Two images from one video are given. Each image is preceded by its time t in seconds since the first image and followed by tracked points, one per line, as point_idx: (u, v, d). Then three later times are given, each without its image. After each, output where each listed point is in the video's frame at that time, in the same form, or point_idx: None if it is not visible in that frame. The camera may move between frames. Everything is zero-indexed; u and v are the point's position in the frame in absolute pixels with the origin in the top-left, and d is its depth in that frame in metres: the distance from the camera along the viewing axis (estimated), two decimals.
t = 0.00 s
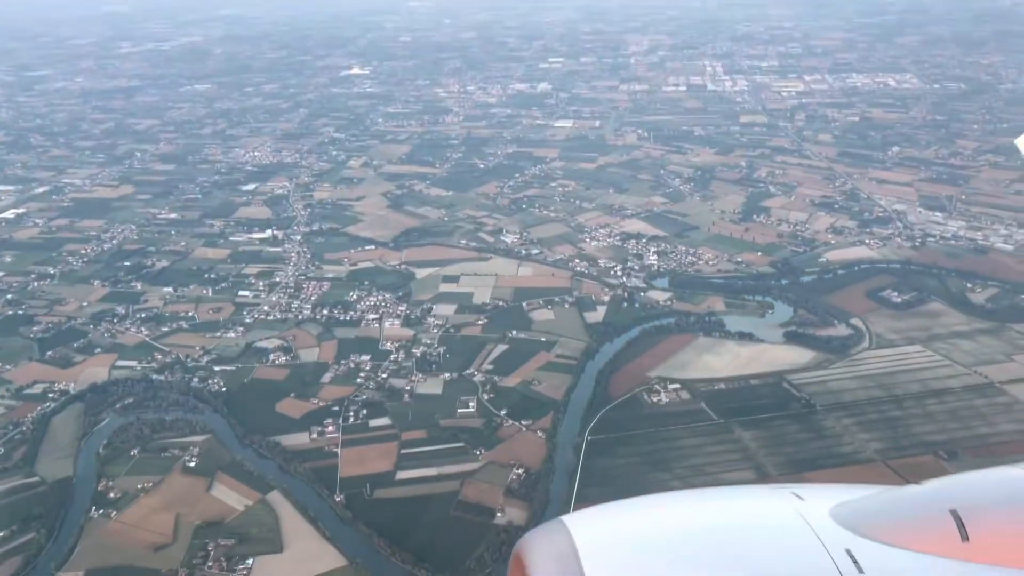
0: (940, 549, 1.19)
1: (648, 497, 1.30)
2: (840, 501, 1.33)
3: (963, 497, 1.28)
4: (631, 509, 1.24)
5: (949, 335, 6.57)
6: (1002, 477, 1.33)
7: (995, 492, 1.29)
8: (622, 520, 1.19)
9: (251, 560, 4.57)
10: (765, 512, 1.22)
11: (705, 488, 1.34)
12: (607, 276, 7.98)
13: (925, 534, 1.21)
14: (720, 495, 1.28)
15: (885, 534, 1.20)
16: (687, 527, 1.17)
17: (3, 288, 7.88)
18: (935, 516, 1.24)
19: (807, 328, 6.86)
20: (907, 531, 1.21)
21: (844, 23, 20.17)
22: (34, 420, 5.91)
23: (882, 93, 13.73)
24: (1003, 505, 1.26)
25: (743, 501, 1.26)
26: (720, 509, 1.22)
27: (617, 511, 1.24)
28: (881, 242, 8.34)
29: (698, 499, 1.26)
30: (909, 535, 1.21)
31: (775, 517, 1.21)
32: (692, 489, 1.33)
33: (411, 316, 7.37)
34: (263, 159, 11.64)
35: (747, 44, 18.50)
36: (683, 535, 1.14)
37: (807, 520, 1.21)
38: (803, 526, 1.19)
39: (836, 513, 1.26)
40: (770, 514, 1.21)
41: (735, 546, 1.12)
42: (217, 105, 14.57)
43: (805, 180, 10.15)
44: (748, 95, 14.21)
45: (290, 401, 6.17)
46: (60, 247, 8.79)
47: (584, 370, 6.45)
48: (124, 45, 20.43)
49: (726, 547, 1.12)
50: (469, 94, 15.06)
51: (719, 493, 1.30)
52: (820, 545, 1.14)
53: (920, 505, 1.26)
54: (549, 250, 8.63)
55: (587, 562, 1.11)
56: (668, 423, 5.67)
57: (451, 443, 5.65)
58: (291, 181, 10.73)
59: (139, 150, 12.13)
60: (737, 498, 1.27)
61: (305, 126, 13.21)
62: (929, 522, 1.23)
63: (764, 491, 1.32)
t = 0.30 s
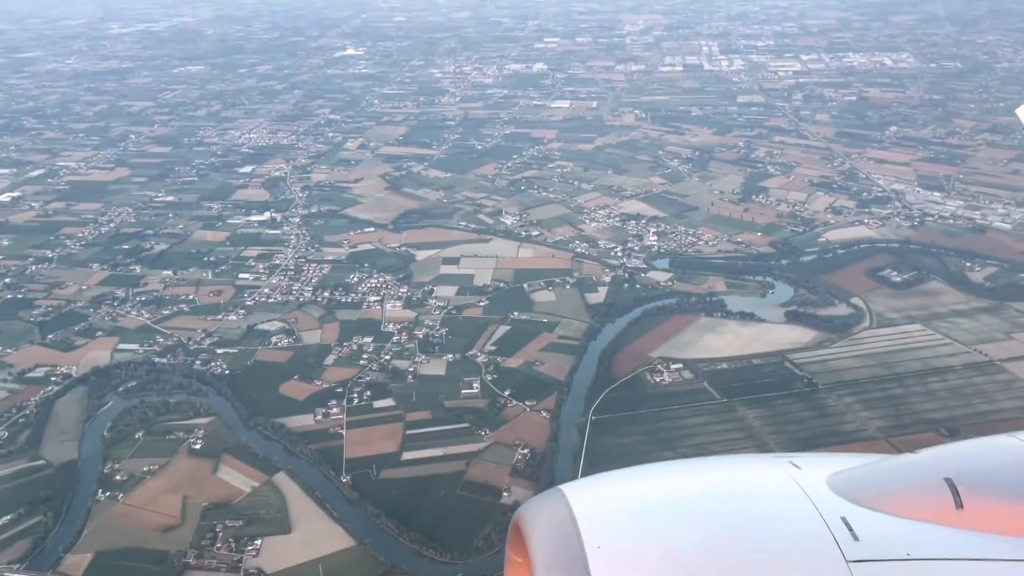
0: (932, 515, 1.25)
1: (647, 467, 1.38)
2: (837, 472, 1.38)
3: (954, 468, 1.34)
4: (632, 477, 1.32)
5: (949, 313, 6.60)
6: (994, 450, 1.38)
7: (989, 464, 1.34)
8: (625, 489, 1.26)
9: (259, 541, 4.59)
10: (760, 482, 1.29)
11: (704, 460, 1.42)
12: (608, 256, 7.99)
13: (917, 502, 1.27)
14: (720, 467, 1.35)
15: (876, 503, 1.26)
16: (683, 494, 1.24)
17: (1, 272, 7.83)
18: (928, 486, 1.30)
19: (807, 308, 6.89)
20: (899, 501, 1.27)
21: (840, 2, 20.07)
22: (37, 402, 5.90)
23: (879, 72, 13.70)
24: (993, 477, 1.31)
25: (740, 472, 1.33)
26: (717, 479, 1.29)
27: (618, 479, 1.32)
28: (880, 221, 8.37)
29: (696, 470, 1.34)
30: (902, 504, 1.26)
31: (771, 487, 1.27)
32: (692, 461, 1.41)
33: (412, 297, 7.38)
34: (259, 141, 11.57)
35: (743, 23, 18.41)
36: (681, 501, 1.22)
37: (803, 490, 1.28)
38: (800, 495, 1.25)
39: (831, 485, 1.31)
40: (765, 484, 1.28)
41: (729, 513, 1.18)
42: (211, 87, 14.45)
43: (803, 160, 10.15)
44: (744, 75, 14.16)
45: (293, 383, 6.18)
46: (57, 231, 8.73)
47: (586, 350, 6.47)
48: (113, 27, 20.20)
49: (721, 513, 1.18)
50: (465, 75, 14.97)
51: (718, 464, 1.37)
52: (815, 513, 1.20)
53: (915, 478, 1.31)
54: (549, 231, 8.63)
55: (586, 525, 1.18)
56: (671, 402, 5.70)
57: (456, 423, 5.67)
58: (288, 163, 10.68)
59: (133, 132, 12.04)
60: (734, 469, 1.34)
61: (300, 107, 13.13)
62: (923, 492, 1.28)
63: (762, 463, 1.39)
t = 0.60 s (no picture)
0: (930, 495, 1.25)
1: (648, 450, 1.42)
2: (838, 454, 1.40)
3: (956, 449, 1.34)
4: (633, 460, 1.36)
5: (952, 304, 6.63)
6: (998, 428, 1.37)
7: (993, 443, 1.34)
8: (625, 473, 1.30)
9: (269, 535, 4.59)
10: (758, 464, 1.31)
11: (706, 444, 1.45)
12: (611, 249, 8.00)
13: (915, 484, 1.28)
14: (719, 451, 1.38)
15: (873, 486, 1.27)
16: (680, 476, 1.27)
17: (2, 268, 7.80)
18: (928, 467, 1.30)
19: (811, 300, 6.91)
20: (897, 483, 1.28)
21: None
22: (43, 399, 5.89)
23: (877, 63, 13.71)
24: (996, 459, 1.31)
25: (739, 455, 1.36)
26: (715, 463, 1.32)
27: (618, 462, 1.36)
28: (881, 213, 8.39)
29: (695, 453, 1.37)
30: (901, 486, 1.27)
31: (769, 469, 1.30)
32: (693, 445, 1.44)
33: (416, 291, 7.37)
34: (258, 135, 11.54)
35: (740, 15, 18.40)
36: (679, 483, 1.25)
37: (803, 472, 1.30)
38: (798, 477, 1.27)
39: (832, 467, 1.33)
40: (763, 467, 1.30)
41: (725, 494, 1.21)
42: (208, 82, 14.40)
43: (803, 152, 10.16)
44: (743, 67, 14.16)
45: (300, 378, 6.18)
46: (57, 227, 8.70)
47: (591, 343, 6.48)
48: (108, 22, 20.10)
49: (716, 495, 1.21)
50: (463, 68, 14.93)
51: (719, 448, 1.41)
52: (812, 493, 1.21)
53: (913, 460, 1.32)
54: (551, 224, 8.63)
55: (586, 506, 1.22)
56: (677, 394, 5.71)
57: (463, 416, 5.68)
58: (288, 158, 10.65)
59: (131, 127, 12.00)
60: (734, 453, 1.37)
61: (298, 102, 13.09)
62: (921, 473, 1.29)
63: (763, 446, 1.42)
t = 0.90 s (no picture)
0: (931, 487, 1.19)
1: (643, 441, 1.33)
2: (840, 442, 1.33)
3: (954, 441, 1.29)
4: (627, 450, 1.27)
5: (958, 303, 6.64)
6: (994, 419, 1.34)
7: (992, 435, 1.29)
8: (623, 462, 1.22)
9: (281, 539, 4.59)
10: (759, 453, 1.24)
11: (703, 434, 1.37)
12: (615, 251, 8.00)
13: (916, 475, 1.21)
14: (717, 441, 1.30)
15: (876, 474, 1.20)
16: (679, 466, 1.18)
17: (7, 274, 7.79)
18: (926, 458, 1.24)
19: (817, 300, 6.92)
20: (900, 471, 1.22)
21: None
22: (51, 405, 5.87)
23: (876, 64, 13.75)
24: (991, 449, 1.26)
25: (738, 444, 1.28)
26: (713, 451, 1.24)
27: (612, 453, 1.27)
28: (884, 213, 8.41)
29: (693, 443, 1.28)
30: (902, 477, 1.21)
31: (770, 457, 1.22)
32: (689, 435, 1.36)
33: (422, 294, 7.38)
34: (260, 140, 11.54)
35: (739, 17, 18.45)
36: (679, 473, 1.16)
37: (804, 460, 1.22)
38: (799, 465, 1.19)
39: (833, 454, 1.26)
40: (764, 455, 1.22)
41: (726, 484, 1.13)
42: (209, 87, 14.40)
43: (805, 153, 10.18)
44: (742, 69, 14.19)
45: (308, 381, 6.18)
46: (60, 233, 8.69)
47: (599, 345, 6.49)
48: (106, 27, 20.09)
49: (717, 485, 1.13)
50: (463, 72, 14.95)
51: (717, 438, 1.33)
52: (816, 481, 1.14)
53: (912, 451, 1.26)
54: (555, 227, 8.63)
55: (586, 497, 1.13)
56: (685, 395, 5.72)
57: (471, 419, 5.68)
58: (291, 162, 10.66)
59: (132, 133, 11.99)
60: (734, 441, 1.30)
61: (299, 106, 13.10)
62: (921, 465, 1.23)
63: (763, 436, 1.34)
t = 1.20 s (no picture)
0: (937, 488, 1.15)
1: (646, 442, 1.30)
2: (843, 442, 1.29)
3: (959, 440, 1.25)
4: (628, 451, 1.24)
5: (966, 313, 6.65)
6: (1004, 417, 1.29)
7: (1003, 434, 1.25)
8: (626, 461, 1.18)
9: (294, 553, 4.57)
10: (761, 452, 1.20)
11: (704, 433, 1.33)
12: (622, 263, 8.01)
13: (921, 476, 1.17)
14: (721, 440, 1.26)
15: (880, 474, 1.16)
16: (681, 465, 1.15)
17: (14, 290, 7.78)
18: (930, 458, 1.20)
19: (825, 311, 6.93)
20: (905, 471, 1.18)
21: (832, 8, 20.23)
22: (60, 420, 5.86)
23: (877, 76, 13.82)
24: (999, 447, 1.22)
25: (741, 444, 1.24)
26: (714, 451, 1.20)
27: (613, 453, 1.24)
28: (889, 224, 8.43)
29: (694, 442, 1.25)
30: (906, 477, 1.16)
31: (773, 457, 1.18)
32: (691, 435, 1.32)
33: (430, 307, 7.38)
34: (265, 154, 11.57)
35: (738, 30, 18.56)
36: (681, 472, 1.13)
37: (807, 459, 1.18)
38: (803, 466, 1.15)
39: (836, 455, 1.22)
40: (768, 455, 1.19)
41: (729, 484, 1.09)
42: (212, 101, 14.44)
43: (809, 164, 10.22)
44: (744, 81, 14.26)
45: (317, 395, 6.17)
46: (67, 248, 8.68)
47: (608, 356, 6.48)
48: (109, 44, 20.16)
49: (717, 485, 1.09)
50: (465, 86, 15.02)
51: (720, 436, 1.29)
52: (821, 481, 1.11)
53: (917, 450, 1.22)
54: (561, 239, 8.64)
55: (587, 498, 1.10)
56: (696, 406, 5.71)
57: (481, 432, 5.67)
58: (296, 176, 10.68)
59: (137, 148, 12.01)
60: (736, 441, 1.26)
61: (303, 120, 13.14)
62: (926, 466, 1.19)
63: (766, 437, 1.30)
